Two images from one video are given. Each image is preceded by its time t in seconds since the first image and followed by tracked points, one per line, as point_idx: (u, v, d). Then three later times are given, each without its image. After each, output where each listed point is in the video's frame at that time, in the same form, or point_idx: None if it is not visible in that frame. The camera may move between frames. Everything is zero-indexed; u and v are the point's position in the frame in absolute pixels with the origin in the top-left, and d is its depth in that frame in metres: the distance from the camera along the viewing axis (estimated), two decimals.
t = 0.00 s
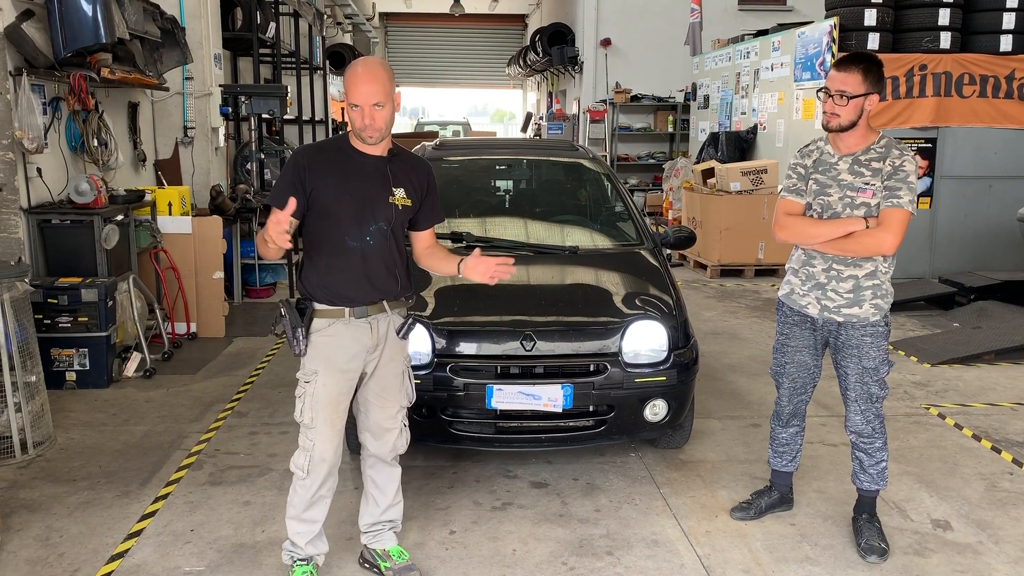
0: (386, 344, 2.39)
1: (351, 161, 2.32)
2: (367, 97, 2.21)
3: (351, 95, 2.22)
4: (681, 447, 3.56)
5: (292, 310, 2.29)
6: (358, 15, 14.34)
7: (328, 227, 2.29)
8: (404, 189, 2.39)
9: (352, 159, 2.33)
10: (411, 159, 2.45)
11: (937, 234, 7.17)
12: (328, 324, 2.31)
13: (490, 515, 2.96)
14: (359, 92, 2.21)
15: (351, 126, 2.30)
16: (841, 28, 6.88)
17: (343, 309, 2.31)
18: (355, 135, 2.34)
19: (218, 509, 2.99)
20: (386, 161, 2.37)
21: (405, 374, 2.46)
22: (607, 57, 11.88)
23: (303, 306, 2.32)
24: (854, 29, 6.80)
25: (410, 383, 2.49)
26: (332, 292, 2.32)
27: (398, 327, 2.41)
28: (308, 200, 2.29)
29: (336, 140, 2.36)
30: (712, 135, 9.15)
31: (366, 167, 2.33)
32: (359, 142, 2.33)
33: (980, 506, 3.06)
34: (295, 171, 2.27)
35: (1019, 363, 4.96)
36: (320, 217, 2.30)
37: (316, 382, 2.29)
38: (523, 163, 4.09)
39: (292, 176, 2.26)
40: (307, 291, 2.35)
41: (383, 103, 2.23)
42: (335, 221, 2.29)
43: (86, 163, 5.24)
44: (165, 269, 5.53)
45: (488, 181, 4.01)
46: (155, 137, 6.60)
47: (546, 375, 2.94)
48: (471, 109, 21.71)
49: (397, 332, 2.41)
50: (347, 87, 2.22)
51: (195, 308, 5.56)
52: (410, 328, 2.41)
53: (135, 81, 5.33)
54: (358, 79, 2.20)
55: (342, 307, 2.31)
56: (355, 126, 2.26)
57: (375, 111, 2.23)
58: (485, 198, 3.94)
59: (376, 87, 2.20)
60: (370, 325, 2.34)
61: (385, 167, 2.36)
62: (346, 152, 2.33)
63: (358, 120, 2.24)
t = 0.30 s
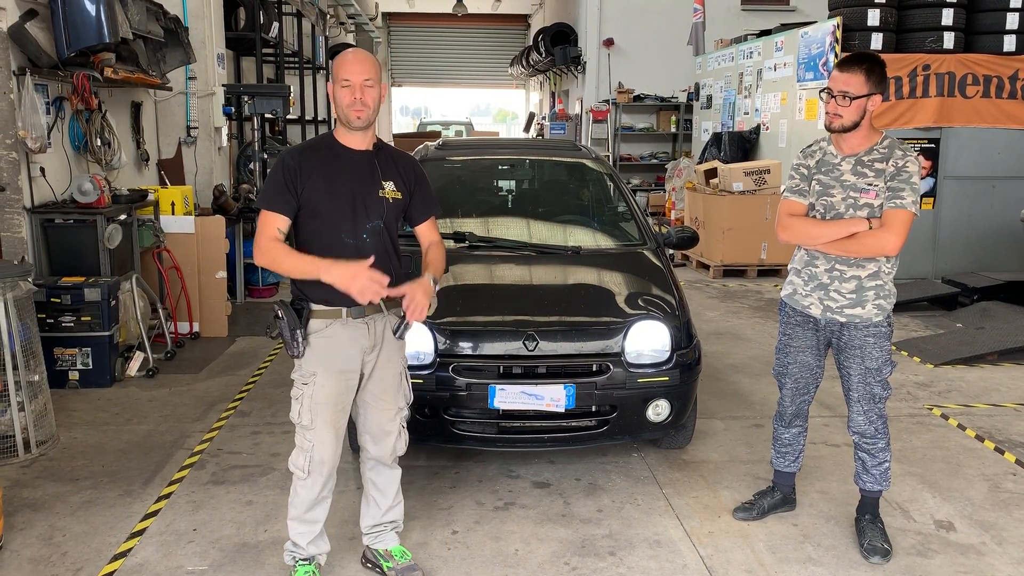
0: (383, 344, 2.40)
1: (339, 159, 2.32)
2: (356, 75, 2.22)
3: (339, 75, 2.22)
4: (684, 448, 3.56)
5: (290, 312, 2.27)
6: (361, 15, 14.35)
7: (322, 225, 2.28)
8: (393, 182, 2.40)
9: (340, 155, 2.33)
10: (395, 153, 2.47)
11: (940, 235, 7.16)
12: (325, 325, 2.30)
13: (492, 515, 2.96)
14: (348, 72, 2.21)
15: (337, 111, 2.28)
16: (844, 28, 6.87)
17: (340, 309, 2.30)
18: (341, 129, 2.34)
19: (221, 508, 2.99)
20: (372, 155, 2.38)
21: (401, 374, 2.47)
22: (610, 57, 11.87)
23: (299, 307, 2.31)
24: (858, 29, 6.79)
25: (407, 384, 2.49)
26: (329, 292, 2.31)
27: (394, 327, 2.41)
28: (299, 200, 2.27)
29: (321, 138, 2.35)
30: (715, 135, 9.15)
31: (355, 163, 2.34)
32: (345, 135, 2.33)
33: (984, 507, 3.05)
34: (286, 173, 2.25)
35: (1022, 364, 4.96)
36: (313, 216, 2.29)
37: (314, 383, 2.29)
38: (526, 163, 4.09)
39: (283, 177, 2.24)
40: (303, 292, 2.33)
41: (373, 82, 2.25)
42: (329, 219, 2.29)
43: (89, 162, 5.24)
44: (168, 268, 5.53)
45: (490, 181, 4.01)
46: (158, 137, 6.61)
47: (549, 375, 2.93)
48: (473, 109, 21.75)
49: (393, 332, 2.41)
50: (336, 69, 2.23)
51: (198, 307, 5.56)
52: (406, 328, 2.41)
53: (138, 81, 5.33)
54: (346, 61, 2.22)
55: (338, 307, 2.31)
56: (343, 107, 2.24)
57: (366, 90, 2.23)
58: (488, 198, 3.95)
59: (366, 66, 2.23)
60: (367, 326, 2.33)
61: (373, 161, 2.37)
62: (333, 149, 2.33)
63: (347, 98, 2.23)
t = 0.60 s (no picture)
0: (381, 344, 2.39)
1: (338, 156, 2.33)
2: (372, 86, 2.19)
3: (353, 82, 2.18)
4: (685, 448, 3.56)
5: (287, 315, 2.26)
6: (363, 15, 14.36)
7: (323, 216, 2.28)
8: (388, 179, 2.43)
9: (336, 151, 2.34)
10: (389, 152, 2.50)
11: (942, 235, 7.15)
12: (322, 327, 2.29)
13: (493, 515, 2.96)
14: (363, 82, 2.18)
15: (343, 114, 2.26)
16: (846, 28, 6.86)
17: (337, 310, 2.30)
18: (339, 124, 2.32)
19: (222, 508, 2.99)
20: (367, 153, 2.40)
21: (398, 374, 2.47)
22: (612, 57, 11.87)
23: (296, 309, 2.29)
24: (860, 29, 6.78)
25: (403, 385, 2.50)
26: (326, 289, 2.30)
27: (390, 328, 2.41)
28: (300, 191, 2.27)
29: (317, 136, 2.36)
30: (717, 135, 9.14)
31: (354, 162, 2.35)
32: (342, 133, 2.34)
33: (986, 508, 3.04)
34: (287, 164, 2.24)
35: None
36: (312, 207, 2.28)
37: (314, 386, 2.29)
38: (527, 163, 4.09)
39: (284, 166, 2.23)
40: (298, 291, 2.31)
41: (384, 94, 2.24)
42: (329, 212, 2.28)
43: (90, 162, 5.24)
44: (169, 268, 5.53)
45: (492, 181, 4.01)
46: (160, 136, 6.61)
47: (550, 375, 2.93)
48: (475, 109, 21.77)
49: (390, 332, 2.41)
50: (349, 74, 2.19)
51: (199, 307, 5.57)
52: (402, 328, 2.41)
53: (140, 80, 5.33)
54: (359, 69, 2.18)
55: (336, 308, 2.30)
56: (353, 114, 2.24)
57: (378, 102, 2.23)
58: (489, 198, 3.95)
59: (382, 79, 2.21)
60: (364, 327, 2.33)
61: (368, 158, 2.39)
62: (329, 145, 2.34)
63: (358, 107, 2.22)
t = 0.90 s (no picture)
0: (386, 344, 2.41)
1: (348, 158, 2.32)
2: (385, 86, 2.22)
3: (366, 83, 2.20)
4: (685, 448, 3.56)
5: (304, 320, 2.22)
6: (363, 15, 14.36)
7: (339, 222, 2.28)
8: (391, 185, 2.47)
9: (349, 154, 2.33)
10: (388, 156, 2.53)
11: (943, 235, 7.15)
12: (335, 330, 2.28)
13: (493, 516, 2.96)
14: (376, 82, 2.20)
15: (354, 117, 2.27)
16: (846, 28, 6.85)
17: (349, 311, 2.30)
18: (351, 125, 2.32)
19: (222, 508, 2.99)
20: (373, 157, 2.42)
21: (399, 373, 2.49)
22: (612, 57, 11.86)
23: (310, 313, 2.26)
24: (860, 29, 6.78)
25: (404, 384, 2.51)
26: (339, 292, 2.31)
27: (396, 326, 2.45)
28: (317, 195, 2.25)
29: (323, 135, 2.32)
30: (717, 135, 9.14)
31: (364, 166, 2.36)
32: (353, 134, 2.33)
33: (986, 508, 3.04)
34: (308, 166, 2.20)
35: None
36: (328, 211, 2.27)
37: (324, 388, 2.27)
38: (527, 163, 4.08)
39: (307, 168, 2.19)
40: (311, 294, 2.30)
41: (395, 94, 2.26)
42: (344, 217, 2.29)
43: (90, 162, 5.24)
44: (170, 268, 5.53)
45: (492, 181, 4.01)
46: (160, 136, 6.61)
47: (550, 375, 2.93)
48: (475, 109, 21.78)
49: (394, 331, 2.44)
50: (360, 77, 2.21)
51: (199, 307, 5.56)
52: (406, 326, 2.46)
53: (140, 81, 5.33)
54: (373, 69, 2.20)
55: (348, 309, 2.30)
56: (368, 116, 2.25)
57: (391, 102, 2.25)
58: (489, 198, 3.94)
59: (391, 78, 2.23)
60: (373, 327, 2.35)
61: (375, 163, 2.41)
62: (342, 147, 2.32)
63: (373, 108, 2.23)
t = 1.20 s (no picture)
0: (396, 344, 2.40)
1: (350, 156, 2.32)
2: (369, 82, 2.22)
3: (350, 82, 2.22)
4: (684, 448, 3.56)
5: (312, 317, 2.22)
6: (361, 15, 14.34)
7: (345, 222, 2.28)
8: (398, 182, 2.46)
9: (353, 154, 2.33)
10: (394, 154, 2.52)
11: (941, 235, 7.16)
12: (345, 328, 2.28)
13: (492, 516, 2.96)
14: (360, 80, 2.21)
15: (348, 118, 2.29)
16: (845, 28, 6.85)
17: (359, 310, 2.30)
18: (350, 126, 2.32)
19: (221, 509, 2.99)
20: (378, 155, 2.41)
21: (408, 374, 2.49)
22: (610, 57, 11.86)
23: (320, 311, 2.26)
24: (858, 29, 6.78)
25: (412, 384, 2.51)
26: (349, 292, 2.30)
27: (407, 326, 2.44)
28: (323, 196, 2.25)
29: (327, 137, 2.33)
30: (715, 135, 9.14)
31: (369, 165, 2.36)
32: (353, 134, 2.33)
33: (984, 508, 3.05)
34: (311, 168, 2.21)
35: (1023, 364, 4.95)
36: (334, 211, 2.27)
37: (333, 387, 2.27)
38: (526, 163, 4.08)
39: (310, 170, 2.20)
40: (320, 294, 2.30)
41: (384, 89, 2.25)
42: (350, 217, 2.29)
43: (89, 162, 5.24)
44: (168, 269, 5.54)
45: (490, 181, 4.01)
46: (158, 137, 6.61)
47: (548, 375, 2.93)
48: (474, 109, 21.76)
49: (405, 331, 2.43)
50: (345, 75, 2.22)
51: (198, 307, 5.56)
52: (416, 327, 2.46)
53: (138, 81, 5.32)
54: (356, 68, 2.21)
55: (357, 308, 2.30)
56: (356, 114, 2.26)
57: (378, 97, 2.24)
58: (488, 198, 3.94)
59: (376, 73, 2.22)
60: (385, 326, 2.34)
61: (380, 161, 2.41)
62: (346, 148, 2.33)
63: (359, 105, 2.24)
